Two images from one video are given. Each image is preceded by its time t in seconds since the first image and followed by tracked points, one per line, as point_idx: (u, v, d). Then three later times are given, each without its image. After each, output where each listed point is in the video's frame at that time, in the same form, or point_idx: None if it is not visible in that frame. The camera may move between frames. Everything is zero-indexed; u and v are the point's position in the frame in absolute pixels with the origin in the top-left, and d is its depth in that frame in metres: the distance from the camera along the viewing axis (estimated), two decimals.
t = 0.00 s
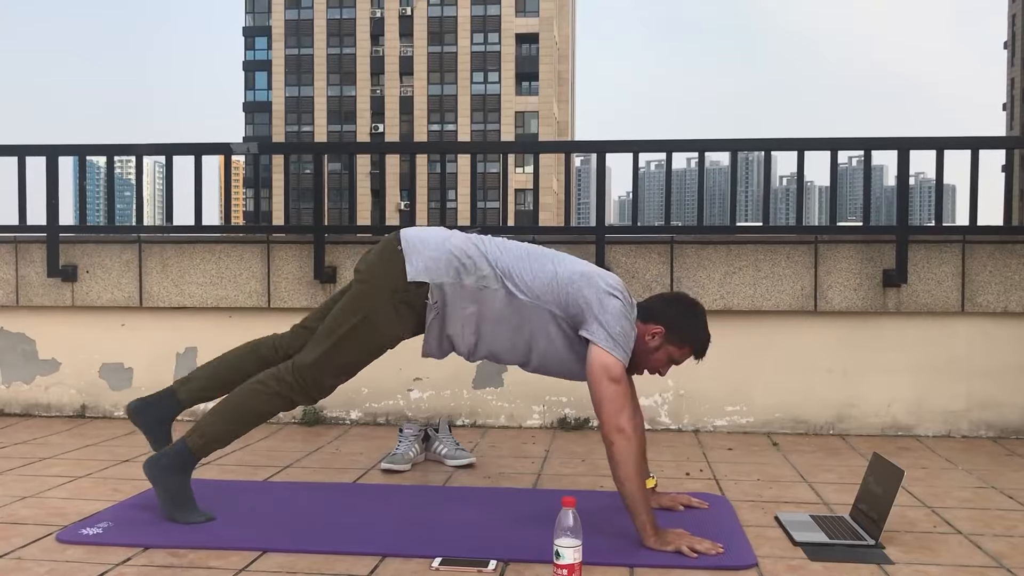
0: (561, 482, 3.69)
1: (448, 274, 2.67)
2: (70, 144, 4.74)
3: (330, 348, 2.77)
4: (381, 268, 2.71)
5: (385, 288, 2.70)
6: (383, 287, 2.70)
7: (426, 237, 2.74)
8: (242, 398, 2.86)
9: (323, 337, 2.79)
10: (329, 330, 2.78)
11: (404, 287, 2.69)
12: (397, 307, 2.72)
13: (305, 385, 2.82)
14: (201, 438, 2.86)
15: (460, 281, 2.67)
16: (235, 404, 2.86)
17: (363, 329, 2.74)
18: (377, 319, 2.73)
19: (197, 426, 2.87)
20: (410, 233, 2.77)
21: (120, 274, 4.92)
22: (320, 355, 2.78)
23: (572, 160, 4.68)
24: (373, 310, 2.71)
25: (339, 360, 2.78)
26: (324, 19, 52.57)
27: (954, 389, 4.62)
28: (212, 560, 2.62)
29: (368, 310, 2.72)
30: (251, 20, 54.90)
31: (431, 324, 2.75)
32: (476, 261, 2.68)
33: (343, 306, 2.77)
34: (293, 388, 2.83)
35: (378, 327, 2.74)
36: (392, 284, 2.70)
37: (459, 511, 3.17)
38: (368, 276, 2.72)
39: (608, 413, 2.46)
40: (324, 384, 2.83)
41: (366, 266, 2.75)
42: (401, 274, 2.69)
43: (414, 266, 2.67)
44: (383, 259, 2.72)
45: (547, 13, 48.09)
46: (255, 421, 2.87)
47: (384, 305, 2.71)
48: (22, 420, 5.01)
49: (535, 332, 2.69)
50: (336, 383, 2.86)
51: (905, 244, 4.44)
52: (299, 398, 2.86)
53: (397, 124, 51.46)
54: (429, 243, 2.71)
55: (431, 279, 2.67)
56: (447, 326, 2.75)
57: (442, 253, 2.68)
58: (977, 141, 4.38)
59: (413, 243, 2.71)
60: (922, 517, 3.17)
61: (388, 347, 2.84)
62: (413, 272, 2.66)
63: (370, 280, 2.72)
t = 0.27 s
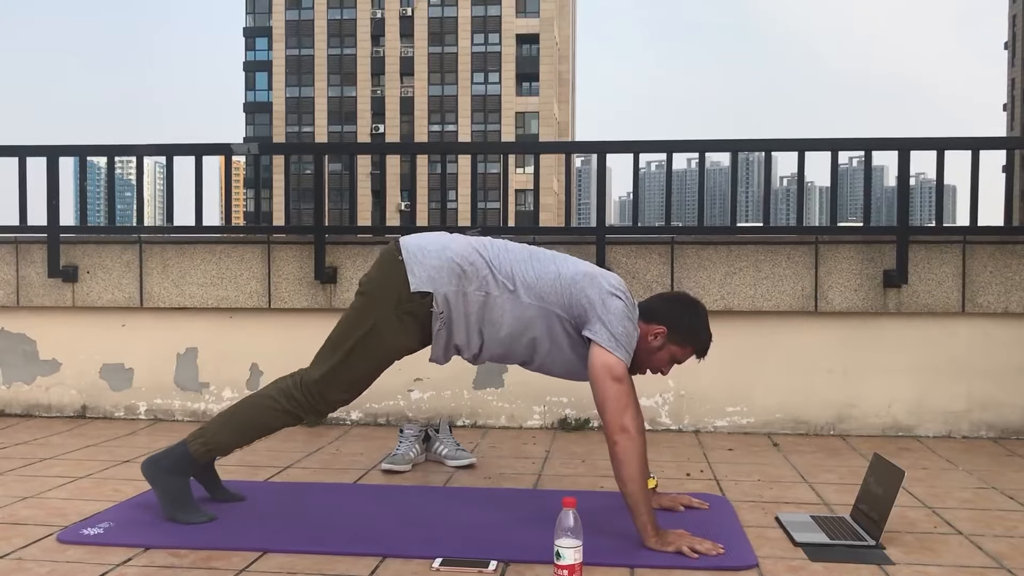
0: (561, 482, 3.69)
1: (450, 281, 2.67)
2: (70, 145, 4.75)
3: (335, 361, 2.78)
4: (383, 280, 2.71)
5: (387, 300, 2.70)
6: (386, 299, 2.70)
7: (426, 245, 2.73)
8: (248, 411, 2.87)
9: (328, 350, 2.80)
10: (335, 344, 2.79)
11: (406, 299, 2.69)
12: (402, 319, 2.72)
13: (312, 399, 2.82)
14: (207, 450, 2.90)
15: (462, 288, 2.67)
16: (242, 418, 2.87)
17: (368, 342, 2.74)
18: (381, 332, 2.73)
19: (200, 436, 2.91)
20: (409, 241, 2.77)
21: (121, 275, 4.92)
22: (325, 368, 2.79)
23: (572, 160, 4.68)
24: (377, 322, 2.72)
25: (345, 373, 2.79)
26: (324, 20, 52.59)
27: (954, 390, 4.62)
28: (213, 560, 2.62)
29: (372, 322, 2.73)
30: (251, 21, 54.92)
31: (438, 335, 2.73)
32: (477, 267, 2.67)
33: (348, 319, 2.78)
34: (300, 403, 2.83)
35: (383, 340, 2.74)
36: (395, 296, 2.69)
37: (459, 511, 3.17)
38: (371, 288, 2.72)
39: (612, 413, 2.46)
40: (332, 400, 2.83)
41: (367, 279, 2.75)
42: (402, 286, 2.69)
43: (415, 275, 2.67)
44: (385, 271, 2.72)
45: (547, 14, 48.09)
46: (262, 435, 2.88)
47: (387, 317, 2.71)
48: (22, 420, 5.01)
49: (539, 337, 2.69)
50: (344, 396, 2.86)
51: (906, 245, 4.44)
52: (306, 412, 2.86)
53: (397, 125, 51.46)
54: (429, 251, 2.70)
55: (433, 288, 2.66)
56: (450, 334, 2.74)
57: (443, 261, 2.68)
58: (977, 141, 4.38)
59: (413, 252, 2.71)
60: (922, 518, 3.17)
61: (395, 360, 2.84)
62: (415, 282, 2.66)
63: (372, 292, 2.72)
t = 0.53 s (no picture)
0: (561, 483, 3.69)
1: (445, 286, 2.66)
2: (71, 145, 4.75)
3: (323, 354, 2.78)
4: (381, 280, 2.72)
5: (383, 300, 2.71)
6: (381, 300, 2.71)
7: (421, 249, 2.72)
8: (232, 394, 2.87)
9: (317, 343, 2.80)
10: (324, 336, 2.79)
11: (402, 302, 2.70)
12: (396, 321, 2.73)
13: (295, 387, 2.82)
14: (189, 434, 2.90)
15: (457, 293, 2.67)
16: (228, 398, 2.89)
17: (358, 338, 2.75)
18: (372, 329, 2.73)
19: (184, 425, 2.92)
20: (405, 244, 2.76)
21: (121, 275, 4.92)
22: (312, 360, 2.79)
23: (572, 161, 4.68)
24: (370, 320, 2.73)
25: (331, 367, 2.79)
26: (324, 21, 52.59)
27: (955, 391, 4.62)
28: (213, 561, 2.62)
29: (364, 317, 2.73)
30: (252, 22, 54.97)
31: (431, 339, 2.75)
32: (472, 270, 2.67)
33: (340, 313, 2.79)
34: (282, 390, 2.84)
35: (374, 338, 2.74)
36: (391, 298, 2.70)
37: (460, 512, 3.17)
38: (367, 288, 2.73)
39: (610, 414, 2.46)
40: (313, 390, 2.83)
41: (365, 277, 2.76)
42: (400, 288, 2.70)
43: (411, 280, 2.67)
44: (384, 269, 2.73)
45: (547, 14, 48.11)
46: (242, 417, 2.88)
47: (381, 318, 2.72)
48: (23, 421, 5.01)
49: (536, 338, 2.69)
50: (326, 390, 2.86)
51: (906, 245, 4.44)
52: (286, 398, 2.86)
53: (398, 125, 51.46)
54: (424, 255, 2.70)
55: (428, 293, 2.66)
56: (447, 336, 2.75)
57: (437, 264, 2.67)
58: (977, 142, 4.38)
59: (408, 256, 2.70)
60: (923, 519, 3.16)
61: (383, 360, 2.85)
62: (411, 289, 2.66)
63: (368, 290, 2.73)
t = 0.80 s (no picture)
0: (561, 483, 3.69)
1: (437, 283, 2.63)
2: (71, 146, 4.75)
3: (287, 280, 2.69)
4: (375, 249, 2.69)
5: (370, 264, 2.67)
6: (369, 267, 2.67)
7: (411, 246, 2.68)
8: (180, 253, 2.71)
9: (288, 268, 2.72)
10: (295, 266, 2.71)
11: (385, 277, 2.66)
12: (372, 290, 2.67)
13: (243, 287, 2.72)
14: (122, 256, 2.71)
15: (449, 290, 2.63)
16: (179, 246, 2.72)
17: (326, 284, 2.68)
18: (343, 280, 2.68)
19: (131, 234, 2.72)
20: (394, 240, 2.71)
21: (121, 276, 4.92)
22: (272, 278, 2.71)
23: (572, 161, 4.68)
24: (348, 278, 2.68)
25: (285, 296, 2.70)
26: (324, 21, 52.58)
27: (955, 392, 4.62)
28: (214, 561, 2.62)
29: (342, 267, 2.69)
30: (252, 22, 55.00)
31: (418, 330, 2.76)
32: (466, 269, 2.64)
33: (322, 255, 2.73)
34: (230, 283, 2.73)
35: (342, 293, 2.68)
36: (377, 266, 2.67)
37: (460, 513, 3.17)
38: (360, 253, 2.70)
39: (610, 414, 2.47)
40: (249, 303, 2.73)
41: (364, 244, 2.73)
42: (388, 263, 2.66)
43: (403, 276, 2.63)
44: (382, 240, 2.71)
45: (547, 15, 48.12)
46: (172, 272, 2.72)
47: (360, 283, 2.67)
48: (23, 421, 5.01)
49: (531, 338, 2.69)
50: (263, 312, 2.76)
51: (906, 246, 4.44)
52: (222, 289, 2.73)
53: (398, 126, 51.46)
54: (415, 252, 2.66)
55: (420, 289, 2.62)
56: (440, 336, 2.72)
57: (430, 263, 2.64)
58: (977, 143, 4.39)
59: (399, 252, 2.66)
60: (923, 519, 3.16)
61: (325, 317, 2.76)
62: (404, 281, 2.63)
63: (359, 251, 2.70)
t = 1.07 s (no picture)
0: (561, 484, 3.69)
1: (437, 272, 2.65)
2: (71, 146, 4.75)
3: (295, 235, 2.65)
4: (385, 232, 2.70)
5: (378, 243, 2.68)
6: (376, 247, 2.68)
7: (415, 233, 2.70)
8: (199, 176, 2.67)
9: (302, 223, 2.68)
10: (306, 224, 2.68)
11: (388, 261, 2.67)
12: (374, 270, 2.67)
13: (250, 226, 2.67)
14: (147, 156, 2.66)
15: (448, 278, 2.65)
16: (204, 171, 2.68)
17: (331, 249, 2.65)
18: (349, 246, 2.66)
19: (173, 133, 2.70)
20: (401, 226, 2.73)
21: (121, 276, 4.92)
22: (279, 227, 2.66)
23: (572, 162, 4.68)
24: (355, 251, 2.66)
25: (287, 247, 2.65)
26: (324, 22, 52.58)
27: (954, 393, 4.61)
28: (213, 562, 2.62)
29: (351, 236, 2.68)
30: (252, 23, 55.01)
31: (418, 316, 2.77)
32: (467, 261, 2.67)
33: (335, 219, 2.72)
34: (239, 216, 2.67)
35: (343, 261, 2.65)
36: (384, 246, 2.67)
37: (460, 513, 3.17)
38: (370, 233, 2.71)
39: (609, 415, 2.47)
40: (249, 242, 2.67)
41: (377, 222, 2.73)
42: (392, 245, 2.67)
43: (404, 261, 2.65)
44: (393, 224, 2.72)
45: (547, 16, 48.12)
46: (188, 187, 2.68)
47: (365, 260, 2.66)
48: (22, 422, 5.01)
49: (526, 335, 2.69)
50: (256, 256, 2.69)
51: (906, 247, 4.44)
52: (229, 221, 2.67)
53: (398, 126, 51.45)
54: (417, 240, 2.68)
55: (419, 277, 2.64)
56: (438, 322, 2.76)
57: (431, 252, 2.66)
58: (977, 144, 4.39)
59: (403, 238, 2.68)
60: (922, 520, 3.16)
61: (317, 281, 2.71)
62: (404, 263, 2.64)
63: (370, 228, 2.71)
